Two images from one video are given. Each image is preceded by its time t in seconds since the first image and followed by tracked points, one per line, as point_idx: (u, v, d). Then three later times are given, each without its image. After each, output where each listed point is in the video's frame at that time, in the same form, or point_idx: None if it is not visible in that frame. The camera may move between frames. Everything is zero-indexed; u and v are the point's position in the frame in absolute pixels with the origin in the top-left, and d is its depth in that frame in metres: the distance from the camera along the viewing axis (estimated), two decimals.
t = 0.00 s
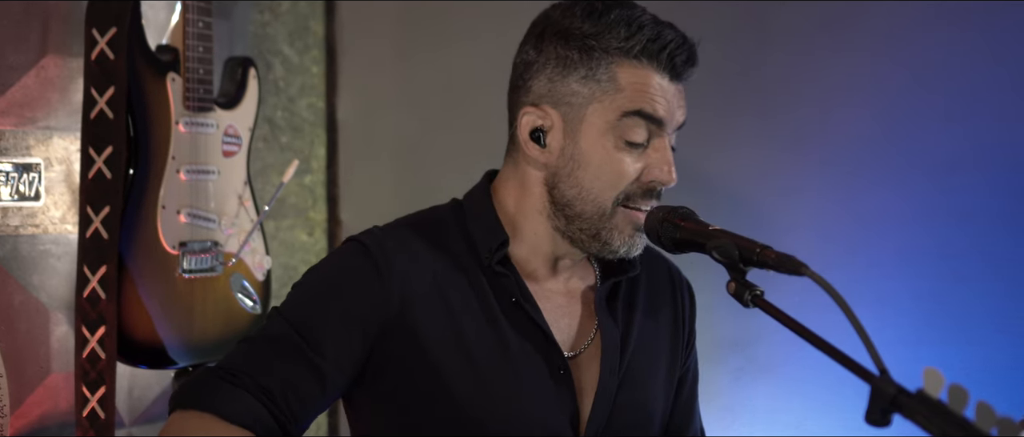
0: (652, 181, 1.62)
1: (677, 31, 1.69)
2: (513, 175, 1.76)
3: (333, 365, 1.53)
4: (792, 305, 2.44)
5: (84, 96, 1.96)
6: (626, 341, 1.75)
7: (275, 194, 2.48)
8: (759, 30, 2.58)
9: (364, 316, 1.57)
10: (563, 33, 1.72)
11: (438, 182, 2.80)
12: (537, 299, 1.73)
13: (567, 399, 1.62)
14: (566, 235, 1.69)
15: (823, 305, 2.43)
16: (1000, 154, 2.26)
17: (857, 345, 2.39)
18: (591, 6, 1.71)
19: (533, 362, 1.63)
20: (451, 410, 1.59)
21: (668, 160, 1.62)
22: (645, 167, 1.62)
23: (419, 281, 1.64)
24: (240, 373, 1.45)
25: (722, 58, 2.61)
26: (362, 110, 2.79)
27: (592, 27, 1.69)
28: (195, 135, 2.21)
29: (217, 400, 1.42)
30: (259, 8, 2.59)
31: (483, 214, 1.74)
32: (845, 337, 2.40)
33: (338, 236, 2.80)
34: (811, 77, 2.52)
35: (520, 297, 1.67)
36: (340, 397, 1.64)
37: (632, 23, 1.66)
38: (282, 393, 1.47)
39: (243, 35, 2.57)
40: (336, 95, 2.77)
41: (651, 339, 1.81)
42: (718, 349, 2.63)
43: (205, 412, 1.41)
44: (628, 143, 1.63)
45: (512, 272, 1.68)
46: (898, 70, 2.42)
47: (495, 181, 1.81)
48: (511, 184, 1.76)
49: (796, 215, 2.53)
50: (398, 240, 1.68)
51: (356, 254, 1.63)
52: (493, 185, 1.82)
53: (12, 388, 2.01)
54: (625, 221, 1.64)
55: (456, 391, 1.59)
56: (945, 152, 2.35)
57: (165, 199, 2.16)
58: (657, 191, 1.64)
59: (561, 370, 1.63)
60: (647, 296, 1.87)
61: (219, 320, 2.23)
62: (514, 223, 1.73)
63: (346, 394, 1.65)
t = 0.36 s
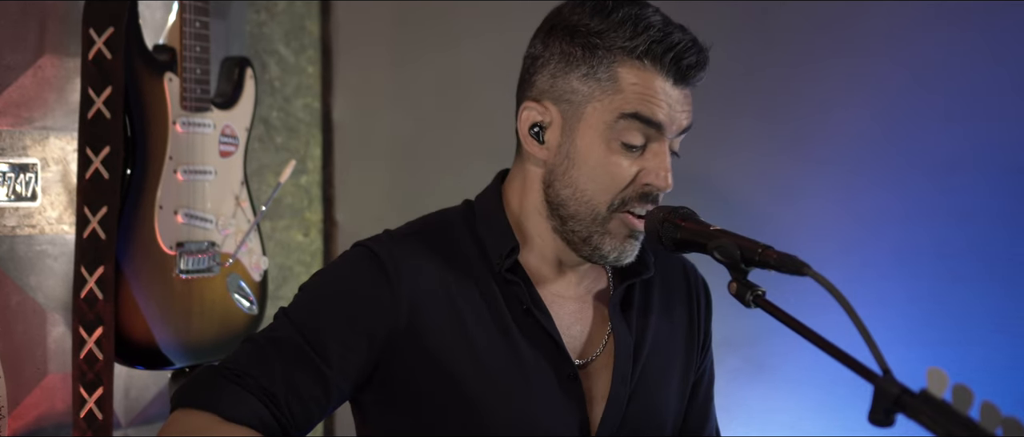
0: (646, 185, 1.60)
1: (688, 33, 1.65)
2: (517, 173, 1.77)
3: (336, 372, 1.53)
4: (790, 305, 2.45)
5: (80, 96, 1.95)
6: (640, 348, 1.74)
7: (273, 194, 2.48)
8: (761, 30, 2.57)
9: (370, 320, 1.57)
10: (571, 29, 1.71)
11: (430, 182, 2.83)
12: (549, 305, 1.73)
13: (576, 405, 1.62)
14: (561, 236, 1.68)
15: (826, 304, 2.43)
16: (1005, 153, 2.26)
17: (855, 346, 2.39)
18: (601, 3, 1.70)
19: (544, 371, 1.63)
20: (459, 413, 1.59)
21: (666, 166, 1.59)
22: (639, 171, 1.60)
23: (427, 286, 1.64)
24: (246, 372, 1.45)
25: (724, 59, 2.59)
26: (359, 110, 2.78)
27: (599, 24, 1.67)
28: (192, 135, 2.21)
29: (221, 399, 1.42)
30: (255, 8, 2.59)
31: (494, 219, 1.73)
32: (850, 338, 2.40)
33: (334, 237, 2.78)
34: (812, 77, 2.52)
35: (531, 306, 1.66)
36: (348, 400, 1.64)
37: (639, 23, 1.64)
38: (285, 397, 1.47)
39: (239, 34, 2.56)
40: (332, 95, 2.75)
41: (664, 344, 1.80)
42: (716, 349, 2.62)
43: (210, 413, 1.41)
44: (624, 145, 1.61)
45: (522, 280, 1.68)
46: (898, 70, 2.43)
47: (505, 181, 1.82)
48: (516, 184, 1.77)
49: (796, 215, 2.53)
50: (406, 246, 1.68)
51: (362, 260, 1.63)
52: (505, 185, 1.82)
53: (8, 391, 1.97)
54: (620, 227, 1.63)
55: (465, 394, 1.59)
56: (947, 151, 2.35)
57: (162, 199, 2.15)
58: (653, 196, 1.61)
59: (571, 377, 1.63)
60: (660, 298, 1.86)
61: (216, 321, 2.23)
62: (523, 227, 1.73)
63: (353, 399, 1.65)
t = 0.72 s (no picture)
0: (661, 199, 1.59)
1: (703, 46, 1.62)
2: (526, 174, 1.75)
3: (344, 367, 1.53)
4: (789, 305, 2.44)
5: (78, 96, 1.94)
6: (640, 348, 1.74)
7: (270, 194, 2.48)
8: (761, 30, 2.56)
9: (375, 317, 1.57)
10: (586, 38, 1.67)
11: (425, 180, 2.83)
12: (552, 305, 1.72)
13: (578, 405, 1.62)
14: (571, 244, 1.67)
15: (829, 305, 2.44)
16: (1004, 154, 2.28)
17: (852, 345, 2.39)
18: (617, 11, 1.65)
19: (547, 370, 1.62)
20: (461, 412, 1.58)
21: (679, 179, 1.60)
22: (654, 184, 1.60)
23: (433, 283, 1.64)
24: (250, 371, 1.45)
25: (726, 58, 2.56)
26: (355, 110, 2.77)
27: (616, 36, 1.63)
28: (189, 136, 2.20)
29: (225, 399, 1.41)
30: (251, 7, 2.58)
31: (500, 220, 1.72)
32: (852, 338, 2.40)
33: (330, 237, 2.79)
34: (811, 76, 2.52)
35: (535, 303, 1.65)
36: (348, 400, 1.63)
37: (657, 36, 1.60)
38: (293, 396, 1.46)
39: (235, 34, 2.55)
40: (328, 95, 2.74)
41: (664, 346, 1.80)
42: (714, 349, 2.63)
43: (213, 413, 1.40)
44: (639, 161, 1.60)
45: (527, 278, 1.67)
46: (897, 71, 2.42)
47: (507, 182, 1.80)
48: (524, 183, 1.75)
49: (794, 215, 2.52)
50: (411, 242, 1.68)
51: (369, 256, 1.63)
52: (508, 184, 1.81)
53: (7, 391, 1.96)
54: (630, 241, 1.63)
55: (469, 393, 1.59)
56: (948, 151, 2.36)
57: (159, 199, 2.15)
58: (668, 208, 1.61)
59: (574, 376, 1.62)
60: (660, 300, 1.86)
61: (214, 321, 2.23)
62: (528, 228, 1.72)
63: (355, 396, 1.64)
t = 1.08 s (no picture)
0: (660, 196, 1.59)
1: (703, 45, 1.65)
2: (524, 173, 1.75)
3: (344, 368, 1.53)
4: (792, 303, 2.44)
5: (74, 96, 1.93)
6: (638, 348, 1.75)
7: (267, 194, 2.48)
8: (760, 30, 2.56)
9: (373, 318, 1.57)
10: (588, 36, 1.69)
11: (421, 180, 2.84)
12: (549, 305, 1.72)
13: (577, 404, 1.62)
14: (574, 239, 1.67)
15: (829, 305, 2.44)
16: (1004, 154, 2.30)
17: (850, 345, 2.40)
18: (619, 10, 1.68)
19: (545, 369, 1.62)
20: (461, 412, 1.58)
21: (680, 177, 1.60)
22: (655, 181, 1.60)
23: (430, 284, 1.64)
24: (250, 371, 1.45)
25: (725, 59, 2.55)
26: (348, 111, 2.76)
27: (618, 34, 1.65)
28: (186, 135, 2.20)
29: (226, 398, 1.41)
30: (247, 7, 2.57)
31: (495, 220, 1.72)
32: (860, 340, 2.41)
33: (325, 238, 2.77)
34: (810, 75, 2.51)
35: (532, 304, 1.65)
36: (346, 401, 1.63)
37: (659, 35, 1.63)
38: (292, 396, 1.46)
39: (231, 34, 2.54)
40: (323, 95, 2.73)
41: (662, 347, 1.80)
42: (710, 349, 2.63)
43: (216, 413, 1.40)
44: (640, 158, 1.61)
45: (523, 279, 1.67)
46: (894, 70, 2.43)
47: (505, 181, 1.80)
48: (521, 182, 1.75)
49: (794, 215, 2.52)
50: (409, 244, 1.68)
51: (367, 257, 1.63)
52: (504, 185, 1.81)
53: None
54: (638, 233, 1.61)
55: (467, 393, 1.59)
56: (947, 153, 2.37)
57: (156, 200, 2.14)
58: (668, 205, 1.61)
59: (572, 376, 1.63)
60: (657, 301, 1.86)
61: (211, 321, 2.22)
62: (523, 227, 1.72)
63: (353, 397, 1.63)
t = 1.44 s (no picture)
0: (672, 194, 1.60)
1: (706, 42, 1.66)
2: (530, 176, 1.74)
3: (344, 371, 1.52)
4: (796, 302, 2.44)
5: (74, 96, 1.93)
6: (639, 352, 1.74)
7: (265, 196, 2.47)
8: (760, 30, 2.56)
9: (373, 320, 1.56)
10: (591, 38, 1.69)
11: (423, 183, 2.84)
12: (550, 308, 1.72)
13: (577, 406, 1.62)
14: (577, 246, 1.67)
15: (834, 304, 2.43)
16: (1004, 156, 2.30)
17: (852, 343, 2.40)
18: (620, 11, 1.69)
19: (545, 371, 1.63)
20: (461, 414, 1.58)
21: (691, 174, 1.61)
22: (666, 180, 1.60)
23: (430, 287, 1.64)
24: (249, 375, 1.44)
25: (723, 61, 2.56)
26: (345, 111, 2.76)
27: (622, 34, 1.66)
28: (185, 136, 2.19)
29: (225, 402, 1.41)
30: (244, 7, 2.56)
31: (497, 222, 1.72)
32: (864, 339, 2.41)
33: (322, 237, 2.76)
34: (809, 76, 2.52)
35: (532, 307, 1.65)
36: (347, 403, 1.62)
37: (663, 33, 1.64)
38: (292, 399, 1.46)
39: (229, 34, 2.54)
40: (320, 95, 2.73)
41: (664, 351, 1.80)
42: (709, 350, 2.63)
43: (217, 415, 1.40)
44: (650, 157, 1.62)
45: (523, 281, 1.67)
46: (893, 69, 2.43)
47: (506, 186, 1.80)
48: (527, 185, 1.74)
49: (794, 217, 2.52)
50: (409, 247, 1.68)
51: (368, 260, 1.63)
52: (507, 188, 1.81)
53: None
54: (640, 241, 1.63)
55: (467, 395, 1.59)
56: (948, 154, 2.37)
57: (156, 200, 2.14)
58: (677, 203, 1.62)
59: (572, 379, 1.63)
60: (659, 306, 1.86)
61: (208, 324, 2.22)
62: (525, 230, 1.72)
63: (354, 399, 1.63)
